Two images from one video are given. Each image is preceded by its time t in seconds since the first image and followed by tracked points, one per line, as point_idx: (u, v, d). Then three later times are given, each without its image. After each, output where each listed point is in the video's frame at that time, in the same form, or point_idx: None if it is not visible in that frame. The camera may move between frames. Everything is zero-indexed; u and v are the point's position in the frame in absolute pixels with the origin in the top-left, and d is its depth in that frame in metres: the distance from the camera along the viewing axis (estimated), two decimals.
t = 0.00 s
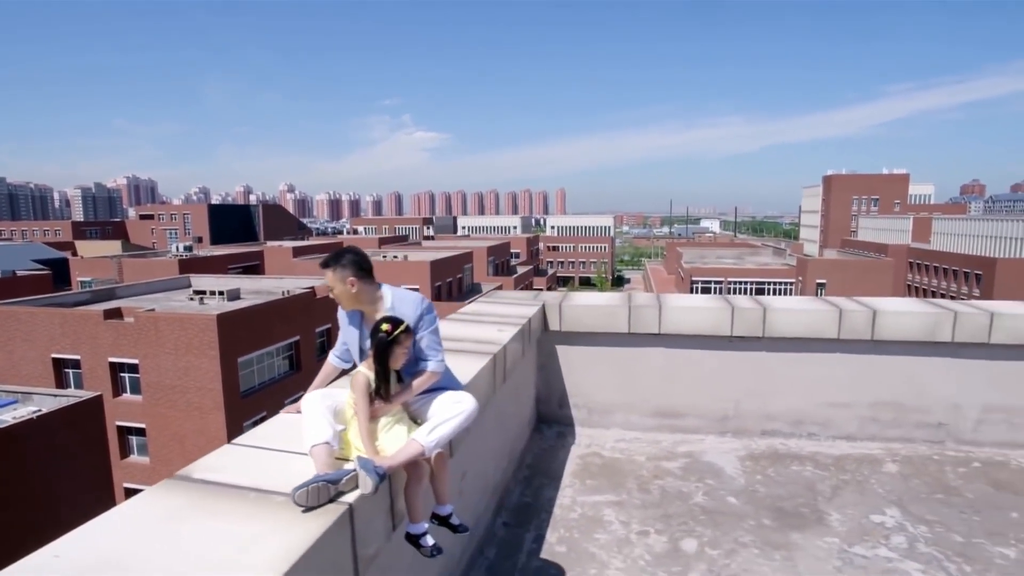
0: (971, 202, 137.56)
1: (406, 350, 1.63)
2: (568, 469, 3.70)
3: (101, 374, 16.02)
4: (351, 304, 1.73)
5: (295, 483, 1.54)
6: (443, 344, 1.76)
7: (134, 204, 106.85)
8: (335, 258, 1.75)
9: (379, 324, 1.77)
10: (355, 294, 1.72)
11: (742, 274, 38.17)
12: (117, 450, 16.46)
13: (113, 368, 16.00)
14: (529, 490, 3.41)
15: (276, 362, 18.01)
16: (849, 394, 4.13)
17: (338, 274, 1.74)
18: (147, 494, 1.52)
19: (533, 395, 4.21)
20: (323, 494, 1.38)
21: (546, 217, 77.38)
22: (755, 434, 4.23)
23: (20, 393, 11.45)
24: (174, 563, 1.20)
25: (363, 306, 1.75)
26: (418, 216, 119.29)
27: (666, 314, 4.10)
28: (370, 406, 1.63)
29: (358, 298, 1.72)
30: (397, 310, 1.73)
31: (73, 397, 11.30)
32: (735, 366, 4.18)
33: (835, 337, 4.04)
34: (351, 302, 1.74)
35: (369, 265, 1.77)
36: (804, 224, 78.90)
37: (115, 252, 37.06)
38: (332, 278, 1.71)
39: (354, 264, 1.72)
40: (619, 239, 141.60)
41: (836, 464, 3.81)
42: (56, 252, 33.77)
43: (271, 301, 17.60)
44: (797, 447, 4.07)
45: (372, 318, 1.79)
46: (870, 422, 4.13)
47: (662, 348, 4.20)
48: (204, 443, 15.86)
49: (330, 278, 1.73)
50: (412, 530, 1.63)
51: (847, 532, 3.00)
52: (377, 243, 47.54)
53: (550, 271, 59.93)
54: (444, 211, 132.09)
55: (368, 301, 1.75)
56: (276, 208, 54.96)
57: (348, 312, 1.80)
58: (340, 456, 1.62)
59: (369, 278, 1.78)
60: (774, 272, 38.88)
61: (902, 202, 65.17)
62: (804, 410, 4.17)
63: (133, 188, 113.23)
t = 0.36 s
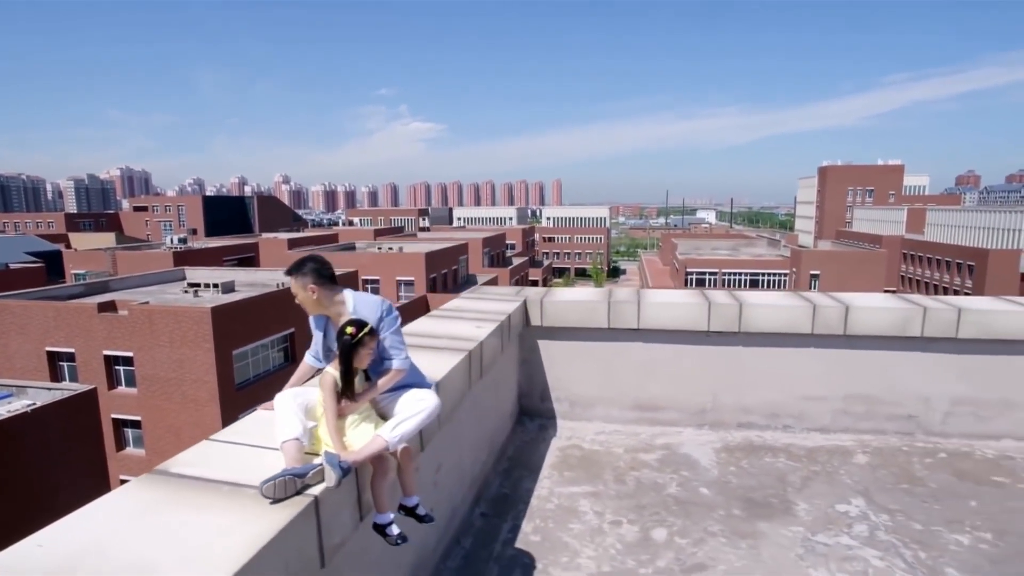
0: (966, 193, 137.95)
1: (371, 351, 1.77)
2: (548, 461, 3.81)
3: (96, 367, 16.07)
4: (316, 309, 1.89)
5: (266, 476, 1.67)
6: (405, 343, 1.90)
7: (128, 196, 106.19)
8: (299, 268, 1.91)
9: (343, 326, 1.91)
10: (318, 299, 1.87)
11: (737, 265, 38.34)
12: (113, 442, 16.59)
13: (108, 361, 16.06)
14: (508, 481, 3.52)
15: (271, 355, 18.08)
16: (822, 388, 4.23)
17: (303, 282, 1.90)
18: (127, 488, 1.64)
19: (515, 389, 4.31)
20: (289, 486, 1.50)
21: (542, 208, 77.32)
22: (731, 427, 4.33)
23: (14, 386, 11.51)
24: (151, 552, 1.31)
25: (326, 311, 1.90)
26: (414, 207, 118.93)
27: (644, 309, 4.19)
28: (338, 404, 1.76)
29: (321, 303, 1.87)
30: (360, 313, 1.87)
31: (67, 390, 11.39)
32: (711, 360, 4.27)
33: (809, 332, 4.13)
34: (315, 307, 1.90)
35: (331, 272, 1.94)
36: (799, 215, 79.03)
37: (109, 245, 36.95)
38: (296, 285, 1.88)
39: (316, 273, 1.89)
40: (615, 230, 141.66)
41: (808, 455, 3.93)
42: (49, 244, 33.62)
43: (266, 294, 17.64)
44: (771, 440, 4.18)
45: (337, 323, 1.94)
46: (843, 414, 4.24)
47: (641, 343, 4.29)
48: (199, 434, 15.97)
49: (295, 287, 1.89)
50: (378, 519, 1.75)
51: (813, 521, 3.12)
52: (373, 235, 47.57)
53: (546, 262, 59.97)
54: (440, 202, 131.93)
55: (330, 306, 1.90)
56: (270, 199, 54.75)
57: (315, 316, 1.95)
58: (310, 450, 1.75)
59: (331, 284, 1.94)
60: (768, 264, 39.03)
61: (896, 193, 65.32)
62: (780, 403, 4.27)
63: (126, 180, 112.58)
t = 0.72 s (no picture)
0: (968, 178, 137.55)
1: (345, 347, 1.90)
2: (532, 449, 3.93)
3: (98, 356, 16.24)
4: (290, 307, 2.03)
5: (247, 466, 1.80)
6: (377, 339, 2.05)
7: (128, 183, 105.97)
8: (275, 270, 2.04)
9: (318, 324, 2.04)
10: (292, 298, 2.01)
11: (736, 251, 38.38)
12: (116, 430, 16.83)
13: (110, 350, 16.22)
14: (493, 469, 3.65)
15: (271, 343, 18.23)
16: (801, 377, 4.33)
17: (279, 283, 2.04)
18: (118, 477, 1.77)
19: (501, 379, 4.43)
20: (266, 474, 1.64)
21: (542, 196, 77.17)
22: (713, 415, 4.43)
23: (16, 375, 11.68)
24: (138, 535, 1.44)
25: (302, 308, 2.04)
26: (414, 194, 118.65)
27: (628, 301, 4.28)
28: (315, 397, 1.90)
29: (295, 302, 2.01)
30: (333, 311, 2.00)
31: (70, 379, 11.57)
32: (694, 350, 4.37)
33: (788, 323, 4.21)
34: (291, 305, 2.04)
35: (306, 272, 2.08)
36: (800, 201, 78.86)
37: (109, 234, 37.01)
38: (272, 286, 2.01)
39: (290, 274, 2.03)
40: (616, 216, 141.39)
41: (786, 443, 4.04)
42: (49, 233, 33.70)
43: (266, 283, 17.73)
44: (751, 428, 4.29)
45: (313, 320, 2.07)
46: (822, 403, 4.35)
47: (625, 333, 4.39)
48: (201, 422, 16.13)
49: (271, 287, 2.03)
50: (353, 505, 1.89)
51: (784, 506, 3.24)
52: (373, 222, 47.59)
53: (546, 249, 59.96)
54: (440, 189, 131.71)
55: (305, 304, 2.03)
56: (270, 187, 54.69)
57: (291, 315, 2.09)
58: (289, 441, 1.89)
59: (305, 284, 2.08)
60: (768, 251, 39.06)
61: (897, 178, 65.08)
62: (760, 392, 4.37)
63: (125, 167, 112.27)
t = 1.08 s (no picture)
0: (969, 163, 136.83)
1: (319, 343, 2.03)
2: (515, 436, 4.05)
3: (97, 344, 16.37)
4: (266, 304, 2.15)
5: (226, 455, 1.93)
6: (351, 334, 2.17)
7: (124, 170, 105.45)
8: (251, 269, 2.17)
9: (293, 320, 2.16)
10: (268, 295, 2.13)
11: (735, 237, 38.36)
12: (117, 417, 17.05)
13: (109, 338, 16.34)
14: (476, 455, 3.78)
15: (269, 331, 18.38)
16: (779, 365, 4.43)
17: (256, 281, 2.16)
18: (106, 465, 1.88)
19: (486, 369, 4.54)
20: (242, 463, 1.77)
21: (541, 181, 76.92)
22: (693, 402, 4.53)
23: (16, 364, 11.82)
24: (123, 521, 1.55)
25: (278, 305, 2.17)
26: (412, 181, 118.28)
27: (609, 292, 4.38)
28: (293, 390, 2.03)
29: (271, 299, 2.13)
30: (306, 307, 2.13)
31: (69, 367, 11.69)
32: (673, 339, 4.46)
33: (766, 313, 4.30)
34: (267, 302, 2.16)
35: (280, 272, 2.20)
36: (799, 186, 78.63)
37: (106, 221, 36.92)
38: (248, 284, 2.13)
39: (265, 273, 2.15)
40: (615, 201, 141.05)
41: (762, 430, 4.14)
42: (46, 221, 33.63)
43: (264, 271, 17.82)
44: (730, 415, 4.40)
45: (288, 315, 2.20)
46: (799, 389, 4.45)
47: (606, 323, 4.48)
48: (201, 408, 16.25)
49: (248, 285, 2.15)
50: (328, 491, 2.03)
51: (753, 490, 3.37)
52: (371, 208, 47.52)
53: (544, 235, 59.92)
54: (439, 175, 131.19)
55: (280, 301, 2.16)
56: (267, 173, 54.48)
57: (268, 311, 2.21)
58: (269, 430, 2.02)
59: (281, 282, 2.20)
60: (766, 237, 39.02)
61: (897, 163, 64.83)
62: (739, 379, 4.47)
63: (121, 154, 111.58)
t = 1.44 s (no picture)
0: (970, 144, 136.14)
1: (298, 334, 2.16)
2: (499, 419, 4.18)
3: (96, 329, 16.51)
4: (248, 298, 2.28)
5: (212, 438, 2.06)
6: (328, 325, 2.30)
7: (119, 152, 104.86)
8: (233, 265, 2.30)
9: (273, 312, 2.29)
10: (249, 290, 2.26)
11: (732, 219, 38.35)
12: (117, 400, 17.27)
13: (107, 323, 16.47)
14: (460, 437, 3.91)
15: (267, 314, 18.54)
16: (756, 350, 4.55)
17: (238, 276, 2.30)
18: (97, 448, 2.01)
19: (471, 353, 4.66)
20: (224, 446, 1.90)
21: (540, 163, 76.49)
22: (673, 385, 4.66)
23: (15, 349, 11.96)
24: (114, 499, 1.68)
25: (259, 299, 2.29)
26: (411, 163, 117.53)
27: (591, 280, 4.48)
28: (273, 379, 2.17)
29: (252, 294, 2.26)
30: (284, 300, 2.26)
31: (67, 352, 11.81)
32: (653, 325, 4.57)
33: (743, 300, 4.41)
34: (248, 296, 2.30)
35: (261, 267, 2.32)
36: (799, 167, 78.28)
37: (102, 206, 36.78)
38: (231, 279, 2.27)
39: (247, 269, 2.28)
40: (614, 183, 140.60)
41: (738, 414, 4.26)
42: (41, 205, 33.52)
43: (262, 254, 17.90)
44: (708, 398, 4.52)
45: (269, 309, 2.33)
46: (775, 374, 4.58)
47: (589, 309, 4.60)
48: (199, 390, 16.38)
49: (230, 280, 2.28)
50: (307, 472, 2.17)
51: (724, 471, 3.49)
52: (368, 191, 47.36)
53: (542, 217, 59.82)
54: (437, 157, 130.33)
55: (261, 296, 2.29)
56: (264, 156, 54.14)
57: (249, 304, 2.34)
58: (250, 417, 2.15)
59: (261, 277, 2.33)
60: (764, 219, 39.01)
61: (897, 145, 64.50)
62: (717, 364, 4.60)
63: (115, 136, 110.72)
